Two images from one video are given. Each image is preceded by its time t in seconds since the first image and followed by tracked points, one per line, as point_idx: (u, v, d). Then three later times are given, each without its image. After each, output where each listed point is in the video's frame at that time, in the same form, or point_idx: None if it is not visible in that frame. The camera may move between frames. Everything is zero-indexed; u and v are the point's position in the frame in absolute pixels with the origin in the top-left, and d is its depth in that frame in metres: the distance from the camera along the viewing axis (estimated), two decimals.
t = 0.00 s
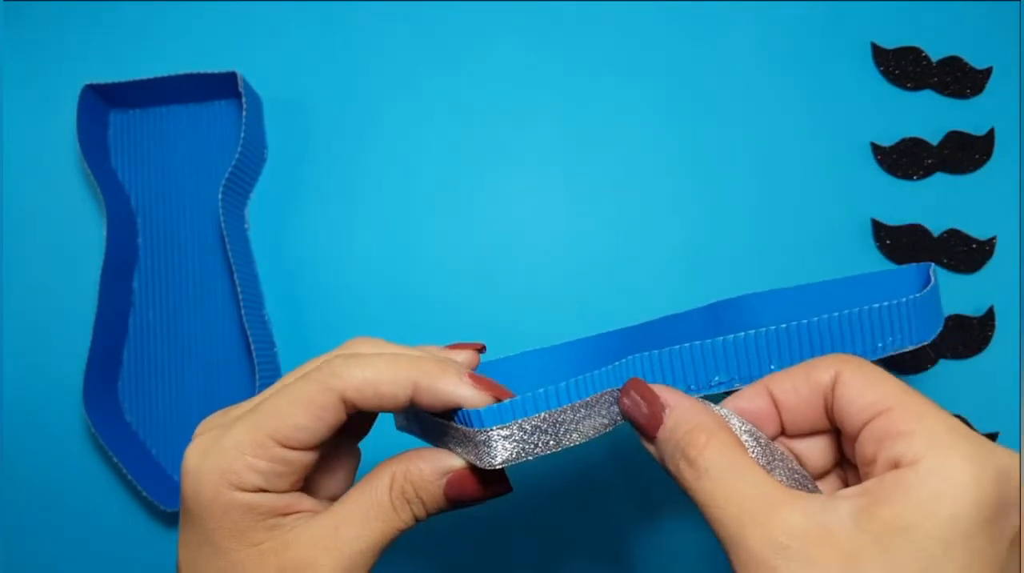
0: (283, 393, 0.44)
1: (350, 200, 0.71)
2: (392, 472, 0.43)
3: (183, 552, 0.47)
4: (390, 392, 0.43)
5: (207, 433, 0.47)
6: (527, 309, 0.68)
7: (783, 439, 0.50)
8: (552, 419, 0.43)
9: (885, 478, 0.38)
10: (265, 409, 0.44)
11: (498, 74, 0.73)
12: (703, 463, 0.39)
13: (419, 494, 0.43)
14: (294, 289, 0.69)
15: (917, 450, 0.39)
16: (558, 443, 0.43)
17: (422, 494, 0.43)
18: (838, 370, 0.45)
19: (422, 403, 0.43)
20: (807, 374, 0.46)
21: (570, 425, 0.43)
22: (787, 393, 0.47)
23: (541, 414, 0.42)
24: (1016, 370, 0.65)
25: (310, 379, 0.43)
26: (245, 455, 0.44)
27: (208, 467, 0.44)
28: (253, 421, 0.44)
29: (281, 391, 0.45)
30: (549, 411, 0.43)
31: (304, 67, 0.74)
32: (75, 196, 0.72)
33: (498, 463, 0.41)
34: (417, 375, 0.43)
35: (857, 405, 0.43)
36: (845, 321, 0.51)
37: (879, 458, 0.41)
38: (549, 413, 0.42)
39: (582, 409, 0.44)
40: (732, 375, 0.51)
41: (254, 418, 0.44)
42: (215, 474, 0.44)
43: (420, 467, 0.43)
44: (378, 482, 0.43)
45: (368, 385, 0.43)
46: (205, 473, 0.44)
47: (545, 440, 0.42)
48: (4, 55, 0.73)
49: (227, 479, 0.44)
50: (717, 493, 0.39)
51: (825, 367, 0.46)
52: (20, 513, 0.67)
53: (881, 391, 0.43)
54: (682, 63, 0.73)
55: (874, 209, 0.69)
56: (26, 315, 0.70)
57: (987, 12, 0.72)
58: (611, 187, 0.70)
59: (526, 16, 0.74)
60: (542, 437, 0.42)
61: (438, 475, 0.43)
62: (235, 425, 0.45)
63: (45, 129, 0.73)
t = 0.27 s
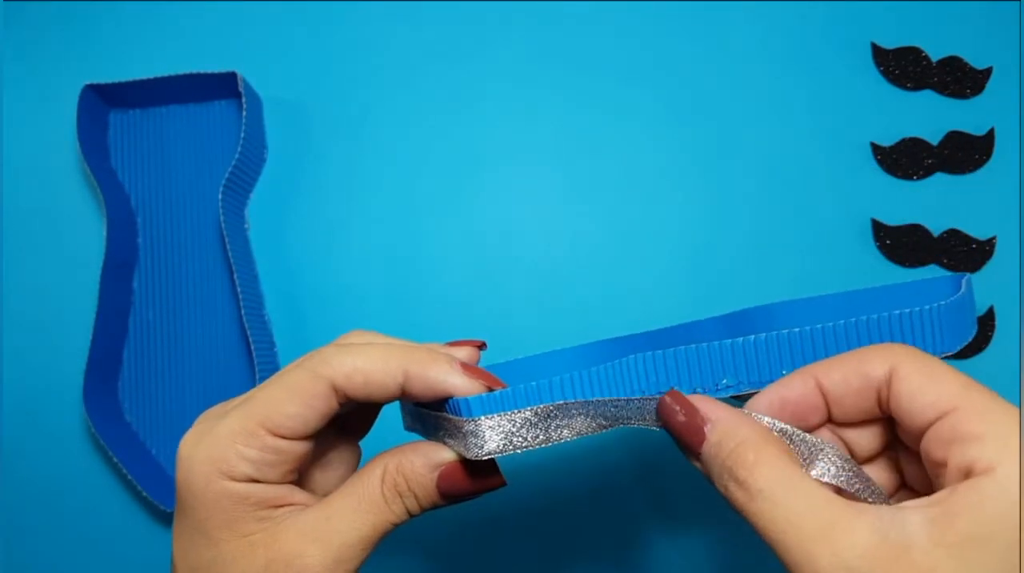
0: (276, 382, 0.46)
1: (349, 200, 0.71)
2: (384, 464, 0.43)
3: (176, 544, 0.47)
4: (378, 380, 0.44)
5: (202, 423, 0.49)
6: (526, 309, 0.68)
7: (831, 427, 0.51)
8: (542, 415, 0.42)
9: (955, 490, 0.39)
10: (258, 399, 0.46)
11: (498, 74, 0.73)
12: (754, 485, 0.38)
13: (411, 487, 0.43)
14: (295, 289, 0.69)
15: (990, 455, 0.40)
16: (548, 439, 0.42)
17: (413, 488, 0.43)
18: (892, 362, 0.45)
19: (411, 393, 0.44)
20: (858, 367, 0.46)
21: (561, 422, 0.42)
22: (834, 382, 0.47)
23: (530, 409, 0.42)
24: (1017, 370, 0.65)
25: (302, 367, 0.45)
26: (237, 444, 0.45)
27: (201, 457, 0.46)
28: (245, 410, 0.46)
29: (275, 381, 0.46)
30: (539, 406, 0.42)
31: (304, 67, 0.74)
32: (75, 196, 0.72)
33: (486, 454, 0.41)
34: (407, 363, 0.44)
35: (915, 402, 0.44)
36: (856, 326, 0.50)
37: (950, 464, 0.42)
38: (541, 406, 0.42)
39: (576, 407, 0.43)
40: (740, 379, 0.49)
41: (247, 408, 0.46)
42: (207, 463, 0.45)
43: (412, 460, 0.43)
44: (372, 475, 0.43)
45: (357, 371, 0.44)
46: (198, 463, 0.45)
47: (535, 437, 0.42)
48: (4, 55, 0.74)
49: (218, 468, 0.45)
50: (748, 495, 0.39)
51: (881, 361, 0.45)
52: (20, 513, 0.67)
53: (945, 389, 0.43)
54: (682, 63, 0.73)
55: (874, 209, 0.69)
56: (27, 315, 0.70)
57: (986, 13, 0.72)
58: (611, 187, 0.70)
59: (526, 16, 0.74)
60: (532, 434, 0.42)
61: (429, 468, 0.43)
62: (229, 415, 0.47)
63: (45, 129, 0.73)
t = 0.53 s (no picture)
0: (270, 382, 0.46)
1: (349, 200, 0.71)
2: (378, 463, 0.43)
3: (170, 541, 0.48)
4: (373, 380, 0.44)
5: (198, 421, 0.49)
6: (526, 309, 0.68)
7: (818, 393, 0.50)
8: (535, 413, 0.41)
9: (942, 479, 0.39)
10: (251, 398, 0.46)
11: (500, 74, 0.73)
12: (724, 455, 0.40)
13: (404, 486, 0.43)
14: (295, 289, 0.69)
15: (947, 429, 0.40)
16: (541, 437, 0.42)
17: (406, 487, 0.43)
18: (877, 327, 0.45)
19: (404, 393, 0.44)
20: (844, 333, 0.45)
21: (552, 421, 0.42)
22: (821, 347, 0.46)
23: (523, 408, 0.41)
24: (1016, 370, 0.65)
25: (296, 366, 0.45)
26: (230, 443, 0.45)
27: (195, 455, 0.46)
28: (238, 409, 0.46)
29: (269, 380, 0.46)
30: (532, 404, 0.42)
31: (304, 67, 0.74)
32: (75, 196, 0.72)
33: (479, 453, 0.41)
34: (401, 363, 0.44)
35: (893, 368, 0.44)
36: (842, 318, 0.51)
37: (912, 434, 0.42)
38: (532, 404, 0.42)
39: (569, 404, 0.42)
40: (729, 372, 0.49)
41: (240, 407, 0.46)
42: (201, 461, 0.45)
43: (405, 459, 0.43)
44: (365, 475, 0.43)
45: (351, 370, 0.44)
46: (191, 461, 0.45)
47: (528, 436, 0.41)
48: (4, 55, 0.73)
49: (212, 466, 0.45)
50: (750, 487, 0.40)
51: (865, 325, 0.45)
52: (19, 514, 0.67)
53: (923, 356, 0.43)
54: (683, 63, 0.73)
55: (874, 210, 0.69)
56: (27, 315, 0.70)
57: (986, 13, 0.72)
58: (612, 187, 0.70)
59: (527, 16, 0.74)
60: (525, 432, 0.41)
61: (421, 467, 0.43)
62: (222, 414, 0.47)
63: (45, 129, 0.73)
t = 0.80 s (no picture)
0: (275, 383, 0.46)
1: (349, 200, 0.71)
2: (383, 465, 0.43)
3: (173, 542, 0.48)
4: (378, 382, 0.44)
5: (202, 422, 0.49)
6: (525, 308, 0.68)
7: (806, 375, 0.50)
8: (541, 416, 0.41)
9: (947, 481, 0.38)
10: (256, 398, 0.46)
11: (499, 74, 0.73)
12: (716, 434, 0.41)
13: (409, 488, 0.43)
14: (295, 290, 0.69)
15: (932, 392, 0.40)
16: (547, 440, 0.42)
17: (411, 489, 0.43)
18: (855, 302, 0.45)
19: (409, 395, 0.44)
20: (821, 312, 0.45)
21: (558, 422, 0.42)
22: (801, 329, 0.46)
23: (529, 411, 0.41)
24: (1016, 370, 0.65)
25: (301, 368, 0.45)
26: (236, 443, 0.45)
27: (200, 455, 0.46)
28: (244, 410, 0.46)
29: (274, 381, 0.46)
30: (538, 407, 0.41)
31: (304, 67, 0.74)
32: (76, 196, 0.72)
33: (485, 457, 0.41)
34: (407, 364, 0.43)
35: (873, 340, 0.43)
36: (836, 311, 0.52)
37: (897, 401, 0.42)
38: (538, 408, 0.41)
39: (574, 406, 0.42)
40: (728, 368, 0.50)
41: (246, 408, 0.46)
42: (206, 462, 0.45)
43: (410, 461, 0.43)
44: (370, 476, 0.43)
45: (356, 371, 0.44)
46: (196, 461, 0.45)
47: (534, 438, 0.41)
48: (4, 55, 0.73)
49: (217, 467, 0.45)
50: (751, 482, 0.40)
51: (842, 302, 0.45)
52: (19, 515, 0.67)
53: (900, 324, 0.43)
54: (682, 64, 0.73)
55: (874, 210, 0.69)
56: (27, 315, 0.70)
57: (986, 13, 0.72)
58: (611, 187, 0.70)
59: (526, 16, 0.74)
60: (530, 435, 0.41)
61: (426, 468, 0.43)
62: (228, 415, 0.46)
63: (45, 129, 0.73)
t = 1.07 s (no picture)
0: (274, 382, 0.46)
1: (349, 200, 0.71)
2: (380, 465, 0.43)
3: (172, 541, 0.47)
4: (376, 380, 0.44)
5: (201, 421, 0.49)
6: (526, 309, 0.68)
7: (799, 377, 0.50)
8: (539, 415, 0.41)
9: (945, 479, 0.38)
10: (255, 398, 0.46)
11: (500, 74, 0.73)
12: (717, 427, 0.41)
13: (406, 486, 0.43)
14: (295, 290, 0.69)
15: (930, 373, 0.40)
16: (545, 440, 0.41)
17: (409, 488, 0.43)
18: (844, 299, 0.46)
19: (407, 394, 0.44)
20: (814, 311, 0.46)
21: (557, 423, 0.42)
22: (793, 330, 0.47)
23: (528, 411, 0.41)
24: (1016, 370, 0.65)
25: (299, 366, 0.45)
26: (234, 443, 0.45)
27: (199, 454, 0.46)
28: (242, 409, 0.46)
29: (272, 380, 0.46)
30: (537, 406, 0.41)
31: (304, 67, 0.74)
32: (76, 196, 0.72)
33: (483, 455, 0.41)
34: (404, 363, 0.43)
35: (868, 332, 0.44)
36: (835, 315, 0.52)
37: (895, 386, 0.42)
38: (537, 407, 0.41)
39: (571, 407, 0.42)
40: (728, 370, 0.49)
41: (244, 407, 0.46)
42: (204, 461, 0.45)
43: (407, 460, 0.43)
44: (368, 475, 0.43)
45: (354, 370, 0.44)
46: (195, 460, 0.45)
47: (532, 438, 0.41)
48: (4, 55, 0.74)
49: (215, 466, 0.45)
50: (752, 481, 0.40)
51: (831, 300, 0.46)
52: (19, 515, 0.67)
53: (895, 316, 0.43)
54: (683, 64, 0.73)
55: (874, 210, 0.69)
56: (27, 315, 0.70)
57: (986, 13, 0.72)
58: (612, 187, 0.70)
59: (527, 16, 0.74)
60: (528, 435, 0.41)
61: (424, 467, 0.43)
62: (226, 414, 0.47)
63: (45, 129, 0.73)
